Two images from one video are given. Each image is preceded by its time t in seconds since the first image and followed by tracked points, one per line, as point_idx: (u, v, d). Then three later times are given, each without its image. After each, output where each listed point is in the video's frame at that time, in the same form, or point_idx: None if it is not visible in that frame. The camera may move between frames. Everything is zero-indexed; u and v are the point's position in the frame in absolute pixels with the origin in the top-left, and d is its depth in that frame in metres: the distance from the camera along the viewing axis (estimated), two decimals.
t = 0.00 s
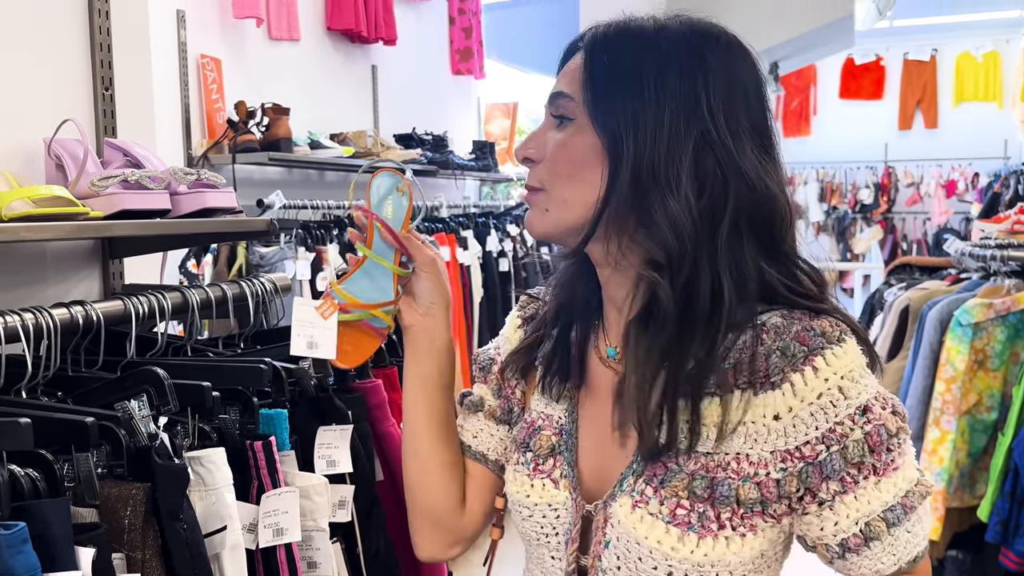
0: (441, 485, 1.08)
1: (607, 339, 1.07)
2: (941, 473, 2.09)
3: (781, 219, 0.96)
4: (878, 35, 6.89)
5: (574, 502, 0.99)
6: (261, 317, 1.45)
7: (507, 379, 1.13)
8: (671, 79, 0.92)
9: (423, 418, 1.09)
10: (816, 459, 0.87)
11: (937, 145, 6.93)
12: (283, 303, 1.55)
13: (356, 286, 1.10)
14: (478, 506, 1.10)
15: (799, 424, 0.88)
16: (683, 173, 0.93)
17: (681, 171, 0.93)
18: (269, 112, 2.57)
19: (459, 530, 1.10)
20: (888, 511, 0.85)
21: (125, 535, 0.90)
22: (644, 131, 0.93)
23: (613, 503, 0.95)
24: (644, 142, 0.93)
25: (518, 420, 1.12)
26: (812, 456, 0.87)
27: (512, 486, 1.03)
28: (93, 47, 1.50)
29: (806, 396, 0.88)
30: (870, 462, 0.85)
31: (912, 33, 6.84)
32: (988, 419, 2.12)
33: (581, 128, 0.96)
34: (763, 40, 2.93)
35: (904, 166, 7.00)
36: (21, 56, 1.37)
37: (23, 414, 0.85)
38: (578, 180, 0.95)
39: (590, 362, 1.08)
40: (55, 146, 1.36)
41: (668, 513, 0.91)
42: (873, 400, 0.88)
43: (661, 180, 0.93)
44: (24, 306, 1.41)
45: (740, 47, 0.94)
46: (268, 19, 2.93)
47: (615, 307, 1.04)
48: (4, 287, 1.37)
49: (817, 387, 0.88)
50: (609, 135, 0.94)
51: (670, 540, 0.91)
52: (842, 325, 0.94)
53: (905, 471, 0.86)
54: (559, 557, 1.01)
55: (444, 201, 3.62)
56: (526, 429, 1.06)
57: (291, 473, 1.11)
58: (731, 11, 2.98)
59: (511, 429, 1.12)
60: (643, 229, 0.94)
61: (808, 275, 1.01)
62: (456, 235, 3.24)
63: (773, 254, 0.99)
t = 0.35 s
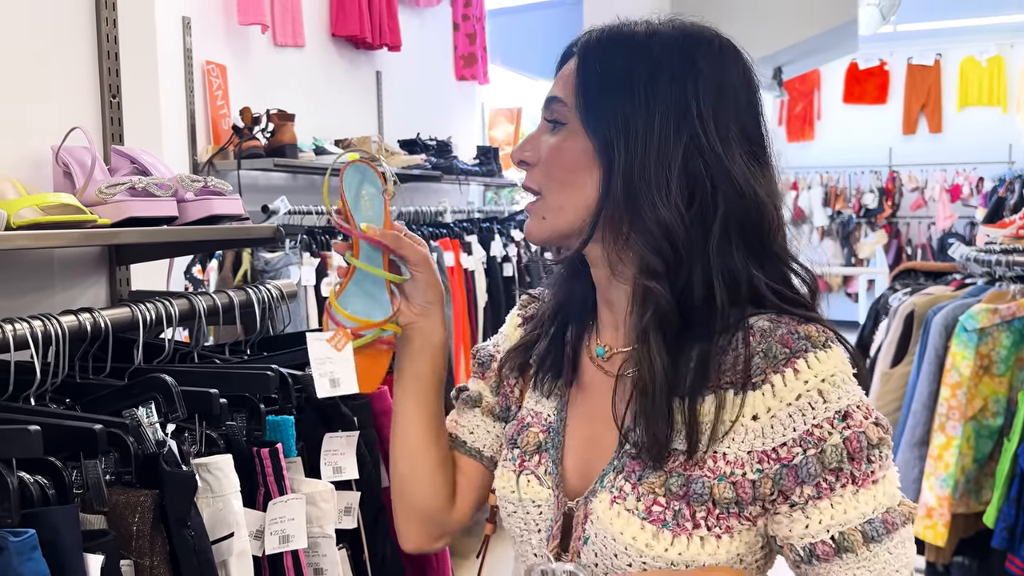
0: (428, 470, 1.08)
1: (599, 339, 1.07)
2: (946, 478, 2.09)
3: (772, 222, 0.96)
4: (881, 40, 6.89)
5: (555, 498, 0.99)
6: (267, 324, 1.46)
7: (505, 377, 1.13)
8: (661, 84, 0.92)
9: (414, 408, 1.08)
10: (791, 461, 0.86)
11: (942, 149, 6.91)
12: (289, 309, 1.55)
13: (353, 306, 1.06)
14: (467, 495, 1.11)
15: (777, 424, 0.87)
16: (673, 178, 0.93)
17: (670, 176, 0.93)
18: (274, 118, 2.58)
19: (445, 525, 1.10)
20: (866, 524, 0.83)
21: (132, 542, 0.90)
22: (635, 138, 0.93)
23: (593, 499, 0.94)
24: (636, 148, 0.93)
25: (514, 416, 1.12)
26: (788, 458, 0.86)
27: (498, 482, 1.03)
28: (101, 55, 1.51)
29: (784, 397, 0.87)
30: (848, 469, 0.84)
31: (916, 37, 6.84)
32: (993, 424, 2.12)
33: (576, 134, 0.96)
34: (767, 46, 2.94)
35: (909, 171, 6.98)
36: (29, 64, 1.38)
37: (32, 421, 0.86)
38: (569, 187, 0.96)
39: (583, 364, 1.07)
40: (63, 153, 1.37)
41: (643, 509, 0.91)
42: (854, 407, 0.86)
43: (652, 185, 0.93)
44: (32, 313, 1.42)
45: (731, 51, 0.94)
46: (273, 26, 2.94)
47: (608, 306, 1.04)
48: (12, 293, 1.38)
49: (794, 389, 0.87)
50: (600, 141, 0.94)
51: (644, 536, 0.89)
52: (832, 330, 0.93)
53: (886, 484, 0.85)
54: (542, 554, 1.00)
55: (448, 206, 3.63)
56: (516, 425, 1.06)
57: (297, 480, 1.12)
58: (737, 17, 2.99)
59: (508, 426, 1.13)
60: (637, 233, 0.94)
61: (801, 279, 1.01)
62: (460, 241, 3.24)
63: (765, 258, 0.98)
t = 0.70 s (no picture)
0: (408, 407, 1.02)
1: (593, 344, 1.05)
2: (954, 484, 2.08)
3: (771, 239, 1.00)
4: (887, 45, 6.89)
5: (548, 490, 0.97)
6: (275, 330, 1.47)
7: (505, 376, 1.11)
8: (732, 98, 0.93)
9: (367, 355, 0.97)
10: (775, 466, 0.83)
11: (948, 155, 6.90)
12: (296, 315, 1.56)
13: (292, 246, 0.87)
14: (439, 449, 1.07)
15: (761, 427, 0.84)
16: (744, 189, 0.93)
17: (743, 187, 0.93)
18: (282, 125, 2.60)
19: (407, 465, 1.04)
20: (851, 529, 0.80)
21: (142, 547, 0.90)
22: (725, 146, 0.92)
23: (579, 497, 0.92)
24: (721, 154, 0.91)
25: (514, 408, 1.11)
26: (772, 463, 0.83)
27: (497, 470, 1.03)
28: (109, 63, 1.52)
29: (769, 402, 0.84)
30: (831, 475, 0.81)
31: (921, 43, 6.84)
32: (1001, 430, 2.11)
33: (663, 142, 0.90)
34: (773, 52, 2.94)
35: (915, 176, 6.98)
36: (38, 72, 1.40)
37: (43, 427, 0.86)
38: (656, 200, 0.89)
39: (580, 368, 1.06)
40: (72, 161, 1.38)
41: (624, 509, 0.88)
42: (840, 412, 0.82)
43: (736, 192, 0.92)
44: (42, 320, 1.43)
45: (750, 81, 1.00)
46: (280, 33, 2.95)
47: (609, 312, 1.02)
48: (22, 300, 1.39)
49: (780, 391, 0.84)
50: (691, 146, 0.91)
51: (625, 536, 0.87)
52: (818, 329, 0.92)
53: (872, 489, 0.81)
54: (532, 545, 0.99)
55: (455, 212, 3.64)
56: (521, 415, 1.06)
57: (305, 485, 1.13)
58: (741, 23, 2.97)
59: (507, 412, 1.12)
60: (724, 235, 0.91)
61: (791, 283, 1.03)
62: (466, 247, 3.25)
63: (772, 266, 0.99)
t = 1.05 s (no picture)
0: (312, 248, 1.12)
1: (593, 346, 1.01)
2: (966, 491, 2.07)
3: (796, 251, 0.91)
4: (896, 50, 6.88)
5: (544, 506, 0.95)
6: (286, 335, 1.48)
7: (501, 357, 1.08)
8: (684, 89, 0.87)
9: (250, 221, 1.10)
10: (784, 503, 0.83)
11: (958, 160, 6.88)
12: (307, 321, 1.57)
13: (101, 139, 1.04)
14: (371, 293, 1.13)
15: (768, 464, 0.84)
16: (706, 189, 0.87)
17: (706, 187, 0.87)
18: (292, 131, 2.61)
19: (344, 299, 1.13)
20: (861, 558, 0.82)
21: (156, 551, 0.91)
22: (667, 141, 0.87)
23: (577, 519, 0.91)
24: (674, 152, 0.87)
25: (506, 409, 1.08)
26: (781, 499, 0.83)
27: (501, 478, 1.00)
28: (123, 71, 1.54)
29: (780, 439, 0.84)
30: (841, 509, 0.82)
31: (931, 47, 6.82)
32: (1013, 436, 2.10)
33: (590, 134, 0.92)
34: (782, 57, 2.94)
35: (925, 181, 6.96)
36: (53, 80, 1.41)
37: (59, 431, 0.88)
38: (588, 191, 0.90)
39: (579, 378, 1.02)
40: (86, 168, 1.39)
41: (625, 539, 0.87)
42: (850, 447, 0.83)
43: (684, 191, 0.87)
44: (55, 326, 1.44)
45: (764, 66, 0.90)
46: (290, 40, 2.97)
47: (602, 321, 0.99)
48: (36, 306, 1.40)
49: (791, 429, 0.84)
50: (631, 145, 0.89)
51: (626, 566, 0.86)
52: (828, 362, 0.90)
53: (882, 518, 0.83)
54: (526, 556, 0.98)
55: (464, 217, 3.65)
56: (520, 422, 1.03)
57: (317, 490, 1.13)
58: (751, 29, 2.98)
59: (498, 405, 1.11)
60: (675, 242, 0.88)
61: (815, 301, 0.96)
62: (475, 252, 3.26)
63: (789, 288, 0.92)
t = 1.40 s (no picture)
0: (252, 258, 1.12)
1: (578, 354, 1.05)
2: (983, 498, 2.05)
3: (762, 254, 0.93)
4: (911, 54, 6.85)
5: (544, 518, 0.97)
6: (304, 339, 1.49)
7: (480, 365, 1.10)
8: (645, 98, 0.91)
9: (201, 235, 1.10)
10: (785, 491, 0.85)
11: (974, 164, 6.84)
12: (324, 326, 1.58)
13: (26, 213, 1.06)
14: (326, 290, 1.13)
15: (766, 455, 0.86)
16: (656, 198, 0.91)
17: (657, 194, 0.90)
18: (307, 138, 2.63)
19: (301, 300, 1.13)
20: (858, 541, 0.84)
21: (178, 553, 0.91)
22: (626, 147, 0.91)
23: (582, 529, 0.93)
24: (628, 166, 0.91)
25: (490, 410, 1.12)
26: (781, 488, 0.86)
27: (495, 489, 1.02)
28: (142, 78, 1.56)
29: (774, 429, 0.86)
30: (839, 493, 0.85)
31: (946, 51, 6.79)
32: None
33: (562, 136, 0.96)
34: (797, 61, 2.94)
35: (940, 186, 6.92)
36: (74, 87, 1.43)
37: (82, 435, 0.89)
38: (555, 188, 0.95)
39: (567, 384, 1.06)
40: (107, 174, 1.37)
41: (632, 543, 0.90)
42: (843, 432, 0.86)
43: (635, 197, 0.90)
44: (77, 331, 1.46)
45: (733, 73, 0.92)
46: (306, 47, 2.99)
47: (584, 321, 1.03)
48: (57, 311, 1.42)
49: (785, 419, 0.86)
50: (593, 151, 0.93)
51: (636, 570, 0.89)
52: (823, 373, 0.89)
53: (873, 500, 0.86)
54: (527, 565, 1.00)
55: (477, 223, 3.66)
56: (512, 433, 1.05)
57: (335, 494, 1.14)
58: (765, 33, 2.97)
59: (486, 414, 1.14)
60: (620, 245, 0.91)
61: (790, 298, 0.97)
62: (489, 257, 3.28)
63: (756, 289, 0.94)
